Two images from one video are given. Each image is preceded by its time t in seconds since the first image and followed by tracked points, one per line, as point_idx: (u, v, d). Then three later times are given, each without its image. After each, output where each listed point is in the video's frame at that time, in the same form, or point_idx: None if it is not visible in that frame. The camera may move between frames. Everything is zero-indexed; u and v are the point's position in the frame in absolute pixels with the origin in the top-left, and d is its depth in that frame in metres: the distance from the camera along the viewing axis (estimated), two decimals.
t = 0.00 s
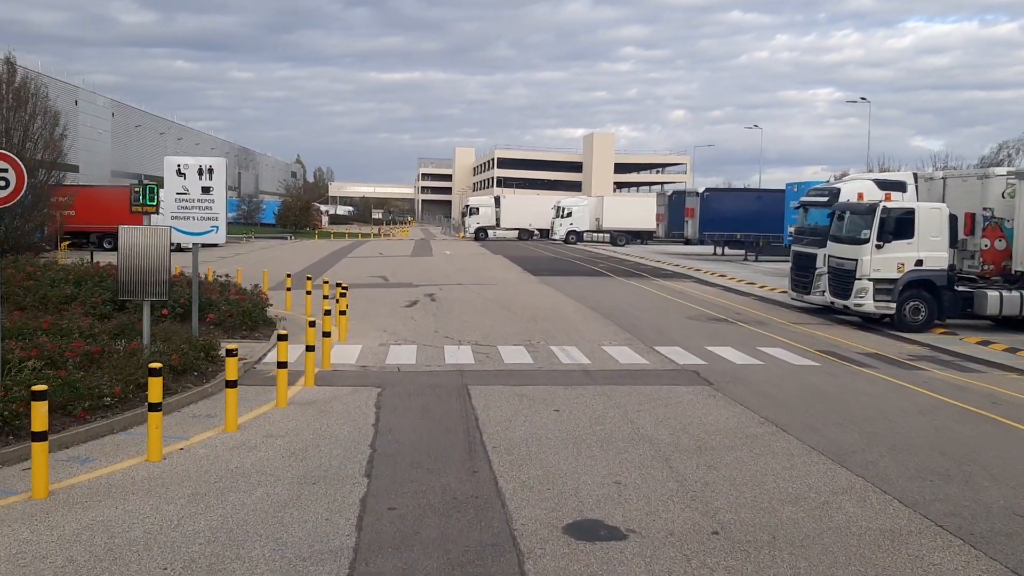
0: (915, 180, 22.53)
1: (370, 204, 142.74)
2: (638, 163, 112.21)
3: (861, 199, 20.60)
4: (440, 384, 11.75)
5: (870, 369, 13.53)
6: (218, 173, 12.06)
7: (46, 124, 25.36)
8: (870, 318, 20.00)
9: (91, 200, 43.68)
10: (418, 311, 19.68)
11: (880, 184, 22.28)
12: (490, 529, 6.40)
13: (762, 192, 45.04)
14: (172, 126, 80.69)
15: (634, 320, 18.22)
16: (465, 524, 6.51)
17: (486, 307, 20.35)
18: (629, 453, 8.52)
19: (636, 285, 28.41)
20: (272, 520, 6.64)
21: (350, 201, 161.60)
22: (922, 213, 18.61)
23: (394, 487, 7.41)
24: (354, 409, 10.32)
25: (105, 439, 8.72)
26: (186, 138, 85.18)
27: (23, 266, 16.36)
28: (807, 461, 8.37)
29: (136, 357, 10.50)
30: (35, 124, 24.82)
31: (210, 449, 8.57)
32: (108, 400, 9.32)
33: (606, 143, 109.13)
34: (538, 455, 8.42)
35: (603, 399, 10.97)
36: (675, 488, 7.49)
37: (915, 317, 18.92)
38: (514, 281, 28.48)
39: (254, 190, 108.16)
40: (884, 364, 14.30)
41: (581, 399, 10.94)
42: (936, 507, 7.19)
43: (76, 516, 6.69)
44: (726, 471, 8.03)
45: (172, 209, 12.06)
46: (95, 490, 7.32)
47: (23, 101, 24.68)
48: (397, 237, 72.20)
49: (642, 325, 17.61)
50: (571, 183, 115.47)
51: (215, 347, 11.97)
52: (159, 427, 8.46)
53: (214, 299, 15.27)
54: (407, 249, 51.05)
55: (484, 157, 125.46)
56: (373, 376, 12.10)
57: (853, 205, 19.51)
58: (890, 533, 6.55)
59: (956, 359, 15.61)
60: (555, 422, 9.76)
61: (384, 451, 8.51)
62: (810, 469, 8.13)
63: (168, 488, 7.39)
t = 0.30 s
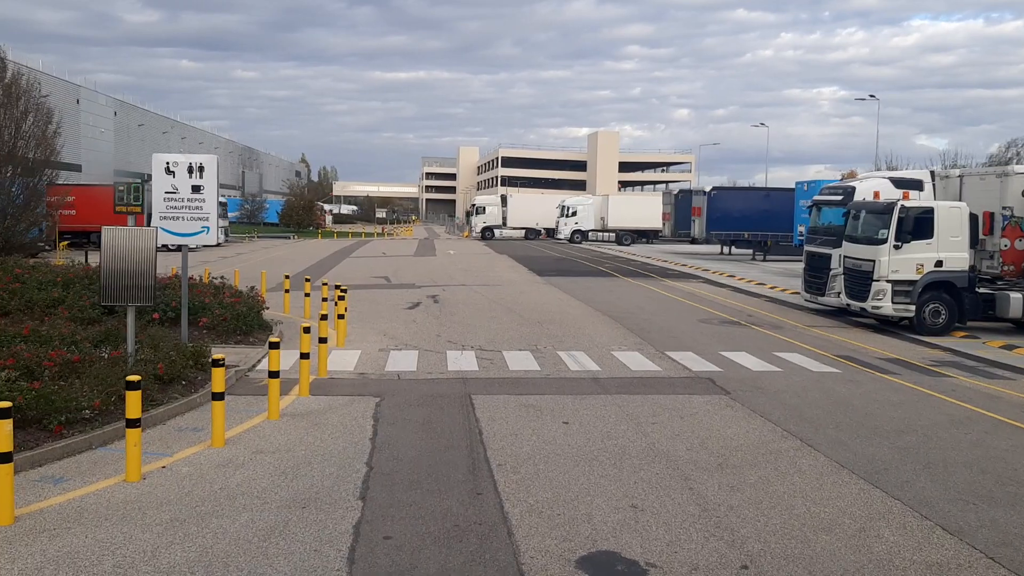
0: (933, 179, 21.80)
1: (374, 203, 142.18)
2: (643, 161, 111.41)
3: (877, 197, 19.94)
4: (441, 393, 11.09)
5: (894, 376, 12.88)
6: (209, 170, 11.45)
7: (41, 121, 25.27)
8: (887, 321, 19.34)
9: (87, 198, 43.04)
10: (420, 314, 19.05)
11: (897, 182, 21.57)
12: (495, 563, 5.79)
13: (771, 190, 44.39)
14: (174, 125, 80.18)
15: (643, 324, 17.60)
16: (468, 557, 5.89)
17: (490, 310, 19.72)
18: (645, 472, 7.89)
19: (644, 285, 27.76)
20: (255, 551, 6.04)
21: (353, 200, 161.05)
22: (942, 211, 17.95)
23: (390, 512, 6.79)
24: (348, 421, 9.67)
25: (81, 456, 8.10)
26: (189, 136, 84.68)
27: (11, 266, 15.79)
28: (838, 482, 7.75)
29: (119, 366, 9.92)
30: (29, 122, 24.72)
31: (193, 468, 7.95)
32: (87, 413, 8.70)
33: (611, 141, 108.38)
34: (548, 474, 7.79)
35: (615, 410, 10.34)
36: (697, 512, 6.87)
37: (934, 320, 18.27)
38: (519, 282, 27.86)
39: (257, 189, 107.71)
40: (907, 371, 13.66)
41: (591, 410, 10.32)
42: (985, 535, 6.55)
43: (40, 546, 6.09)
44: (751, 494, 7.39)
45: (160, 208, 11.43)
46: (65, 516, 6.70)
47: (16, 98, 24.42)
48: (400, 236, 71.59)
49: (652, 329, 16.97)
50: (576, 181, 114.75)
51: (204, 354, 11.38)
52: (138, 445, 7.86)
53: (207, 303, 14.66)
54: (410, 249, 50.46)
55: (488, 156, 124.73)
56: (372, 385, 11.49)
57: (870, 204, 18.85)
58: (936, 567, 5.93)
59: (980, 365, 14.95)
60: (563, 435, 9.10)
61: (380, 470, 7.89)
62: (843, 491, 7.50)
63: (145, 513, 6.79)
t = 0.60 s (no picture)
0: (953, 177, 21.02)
1: (377, 203, 141.64)
2: (648, 160, 110.65)
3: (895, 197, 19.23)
4: (442, 404, 10.40)
5: (921, 385, 12.17)
6: (195, 168, 10.82)
7: (29, 119, 25.18)
8: (906, 324, 18.64)
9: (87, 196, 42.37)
10: (422, 317, 18.39)
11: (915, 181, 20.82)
12: None
13: (779, 189, 43.69)
14: (176, 124, 79.73)
15: (653, 328, 16.92)
16: None
17: (494, 313, 19.05)
18: (663, 496, 7.21)
19: (652, 287, 27.06)
20: None
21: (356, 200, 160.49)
22: (964, 210, 17.27)
23: (383, 545, 6.11)
24: (341, 437, 8.98)
25: (50, 477, 7.47)
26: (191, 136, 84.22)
27: None
28: (876, 508, 7.06)
29: (96, 376, 9.27)
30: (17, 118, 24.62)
31: (170, 491, 7.29)
32: (58, 429, 8.07)
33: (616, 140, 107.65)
34: (557, 499, 7.11)
35: (628, 422, 9.66)
36: (722, 544, 6.20)
37: (956, 324, 17.61)
38: (524, 283, 27.19)
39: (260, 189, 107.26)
40: (933, 378, 12.95)
41: (602, 423, 9.64)
42: None
43: None
44: (781, 521, 6.70)
45: (143, 208, 10.77)
46: (23, 548, 6.04)
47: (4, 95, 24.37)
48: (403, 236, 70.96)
49: (663, 333, 16.29)
50: (580, 181, 114.05)
51: (191, 362, 10.73)
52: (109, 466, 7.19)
53: (198, 307, 14.03)
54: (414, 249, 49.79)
55: (491, 155, 124.08)
56: (368, 395, 10.82)
57: (888, 203, 18.19)
58: None
59: (1008, 372, 14.25)
60: (574, 453, 8.40)
61: (373, 494, 7.22)
62: (881, 519, 6.81)
63: (111, 545, 6.12)
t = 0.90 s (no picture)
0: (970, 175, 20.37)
1: (379, 203, 141.19)
2: (652, 158, 109.92)
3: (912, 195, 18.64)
4: (442, 415, 9.81)
5: (947, 393, 11.54)
6: (183, 164, 10.26)
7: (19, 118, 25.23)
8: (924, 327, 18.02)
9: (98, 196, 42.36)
10: (422, 320, 17.81)
11: (931, 179, 20.18)
12: None
13: (786, 188, 43.07)
14: (178, 124, 79.37)
15: (661, 332, 16.30)
16: None
17: (497, 315, 18.45)
18: (680, 519, 6.63)
19: (658, 288, 26.47)
20: None
21: (359, 200, 159.94)
22: (983, 209, 16.68)
23: None
24: (334, 451, 8.39)
25: (18, 497, 6.90)
26: (193, 135, 83.88)
27: None
28: (914, 535, 6.47)
29: (73, 387, 8.70)
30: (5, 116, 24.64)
31: (145, 514, 6.71)
32: (28, 445, 7.50)
33: (619, 139, 107.00)
34: (565, 523, 6.53)
35: (640, 435, 9.08)
36: None
37: (976, 326, 16.98)
38: (527, 284, 26.62)
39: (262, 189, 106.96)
40: (958, 385, 12.33)
41: (612, 435, 9.05)
42: None
43: None
44: (812, 550, 6.11)
45: (127, 207, 10.19)
46: None
47: None
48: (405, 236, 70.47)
49: (672, 337, 15.71)
50: (583, 180, 113.46)
51: (177, 370, 10.17)
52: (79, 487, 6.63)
53: (188, 311, 13.49)
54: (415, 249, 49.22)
55: (494, 154, 123.46)
56: (365, 405, 10.25)
57: (903, 201, 17.61)
58: None
59: None
60: (583, 470, 7.81)
61: (366, 517, 6.65)
62: (921, 547, 6.22)
63: None
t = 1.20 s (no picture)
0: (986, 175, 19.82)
1: (380, 203, 140.71)
2: (655, 158, 109.37)
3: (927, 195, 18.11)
4: (441, 427, 9.27)
5: (972, 403, 10.99)
6: (168, 163, 9.74)
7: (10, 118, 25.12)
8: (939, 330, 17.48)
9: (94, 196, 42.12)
10: (422, 324, 17.30)
11: (946, 179, 19.64)
12: None
13: (792, 187, 42.54)
14: (179, 123, 78.98)
15: (669, 336, 15.77)
16: None
17: (499, 319, 17.93)
18: (698, 547, 6.10)
19: (664, 289, 25.92)
20: None
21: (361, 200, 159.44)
22: (1002, 209, 16.16)
23: None
24: (325, 469, 7.86)
25: None
26: (194, 135, 83.49)
27: None
28: (954, 564, 5.93)
29: (49, 399, 8.18)
30: None
31: (119, 541, 6.18)
32: None
33: (622, 139, 106.46)
34: (574, 551, 6.01)
35: (651, 449, 8.55)
36: None
37: (994, 330, 16.38)
38: (530, 286, 26.11)
39: (263, 189, 106.53)
40: (981, 393, 11.79)
41: (621, 449, 8.53)
42: None
43: None
44: None
45: (110, 208, 9.68)
46: None
47: None
48: (406, 236, 69.96)
49: (680, 341, 15.19)
50: (586, 180, 112.92)
51: (162, 380, 9.67)
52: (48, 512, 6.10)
53: (179, 314, 12.91)
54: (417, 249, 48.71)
55: (496, 154, 122.92)
56: (360, 416, 9.73)
57: (918, 201, 17.09)
58: None
59: None
60: (592, 490, 7.28)
61: (358, 544, 6.12)
62: None
63: None
